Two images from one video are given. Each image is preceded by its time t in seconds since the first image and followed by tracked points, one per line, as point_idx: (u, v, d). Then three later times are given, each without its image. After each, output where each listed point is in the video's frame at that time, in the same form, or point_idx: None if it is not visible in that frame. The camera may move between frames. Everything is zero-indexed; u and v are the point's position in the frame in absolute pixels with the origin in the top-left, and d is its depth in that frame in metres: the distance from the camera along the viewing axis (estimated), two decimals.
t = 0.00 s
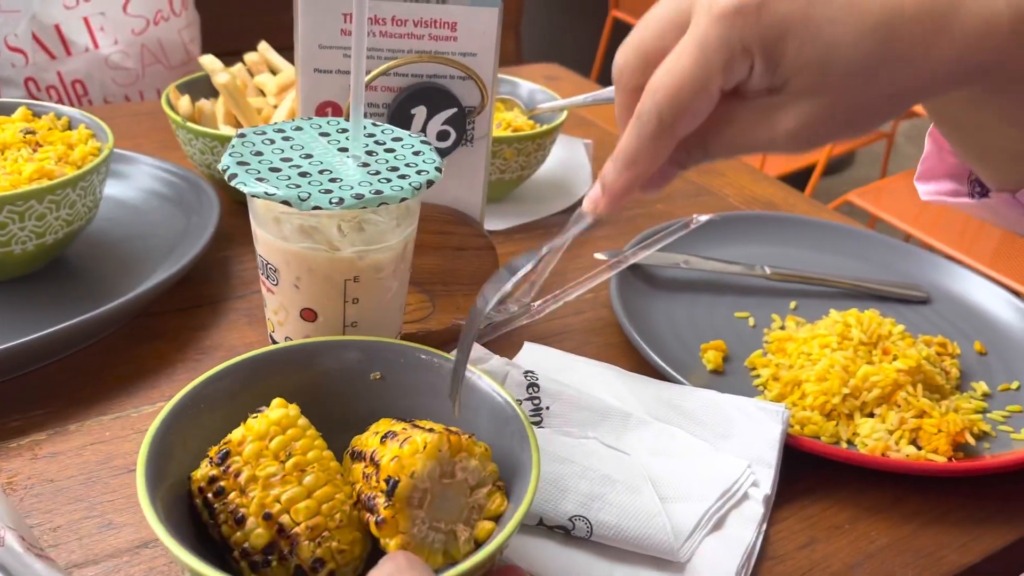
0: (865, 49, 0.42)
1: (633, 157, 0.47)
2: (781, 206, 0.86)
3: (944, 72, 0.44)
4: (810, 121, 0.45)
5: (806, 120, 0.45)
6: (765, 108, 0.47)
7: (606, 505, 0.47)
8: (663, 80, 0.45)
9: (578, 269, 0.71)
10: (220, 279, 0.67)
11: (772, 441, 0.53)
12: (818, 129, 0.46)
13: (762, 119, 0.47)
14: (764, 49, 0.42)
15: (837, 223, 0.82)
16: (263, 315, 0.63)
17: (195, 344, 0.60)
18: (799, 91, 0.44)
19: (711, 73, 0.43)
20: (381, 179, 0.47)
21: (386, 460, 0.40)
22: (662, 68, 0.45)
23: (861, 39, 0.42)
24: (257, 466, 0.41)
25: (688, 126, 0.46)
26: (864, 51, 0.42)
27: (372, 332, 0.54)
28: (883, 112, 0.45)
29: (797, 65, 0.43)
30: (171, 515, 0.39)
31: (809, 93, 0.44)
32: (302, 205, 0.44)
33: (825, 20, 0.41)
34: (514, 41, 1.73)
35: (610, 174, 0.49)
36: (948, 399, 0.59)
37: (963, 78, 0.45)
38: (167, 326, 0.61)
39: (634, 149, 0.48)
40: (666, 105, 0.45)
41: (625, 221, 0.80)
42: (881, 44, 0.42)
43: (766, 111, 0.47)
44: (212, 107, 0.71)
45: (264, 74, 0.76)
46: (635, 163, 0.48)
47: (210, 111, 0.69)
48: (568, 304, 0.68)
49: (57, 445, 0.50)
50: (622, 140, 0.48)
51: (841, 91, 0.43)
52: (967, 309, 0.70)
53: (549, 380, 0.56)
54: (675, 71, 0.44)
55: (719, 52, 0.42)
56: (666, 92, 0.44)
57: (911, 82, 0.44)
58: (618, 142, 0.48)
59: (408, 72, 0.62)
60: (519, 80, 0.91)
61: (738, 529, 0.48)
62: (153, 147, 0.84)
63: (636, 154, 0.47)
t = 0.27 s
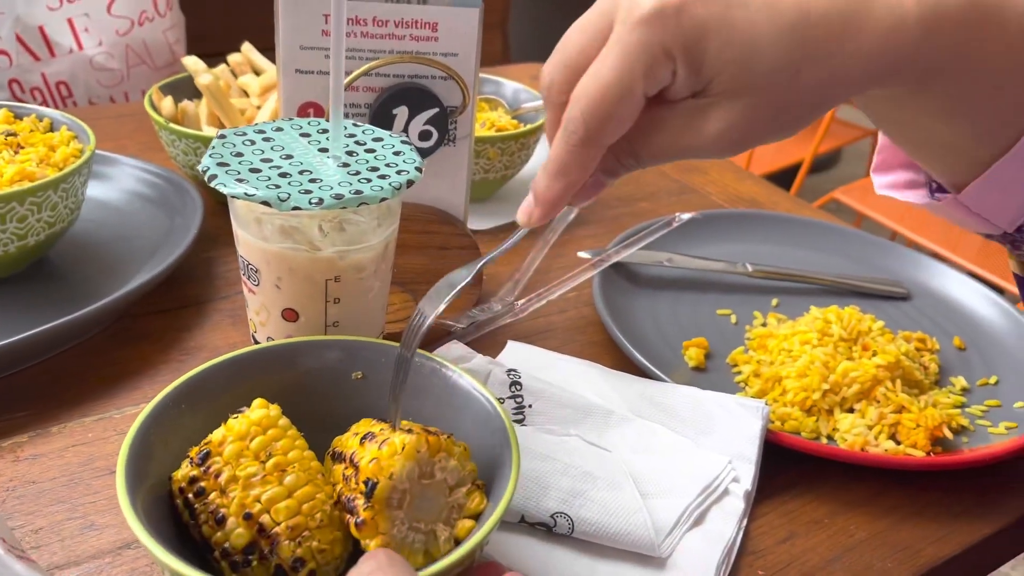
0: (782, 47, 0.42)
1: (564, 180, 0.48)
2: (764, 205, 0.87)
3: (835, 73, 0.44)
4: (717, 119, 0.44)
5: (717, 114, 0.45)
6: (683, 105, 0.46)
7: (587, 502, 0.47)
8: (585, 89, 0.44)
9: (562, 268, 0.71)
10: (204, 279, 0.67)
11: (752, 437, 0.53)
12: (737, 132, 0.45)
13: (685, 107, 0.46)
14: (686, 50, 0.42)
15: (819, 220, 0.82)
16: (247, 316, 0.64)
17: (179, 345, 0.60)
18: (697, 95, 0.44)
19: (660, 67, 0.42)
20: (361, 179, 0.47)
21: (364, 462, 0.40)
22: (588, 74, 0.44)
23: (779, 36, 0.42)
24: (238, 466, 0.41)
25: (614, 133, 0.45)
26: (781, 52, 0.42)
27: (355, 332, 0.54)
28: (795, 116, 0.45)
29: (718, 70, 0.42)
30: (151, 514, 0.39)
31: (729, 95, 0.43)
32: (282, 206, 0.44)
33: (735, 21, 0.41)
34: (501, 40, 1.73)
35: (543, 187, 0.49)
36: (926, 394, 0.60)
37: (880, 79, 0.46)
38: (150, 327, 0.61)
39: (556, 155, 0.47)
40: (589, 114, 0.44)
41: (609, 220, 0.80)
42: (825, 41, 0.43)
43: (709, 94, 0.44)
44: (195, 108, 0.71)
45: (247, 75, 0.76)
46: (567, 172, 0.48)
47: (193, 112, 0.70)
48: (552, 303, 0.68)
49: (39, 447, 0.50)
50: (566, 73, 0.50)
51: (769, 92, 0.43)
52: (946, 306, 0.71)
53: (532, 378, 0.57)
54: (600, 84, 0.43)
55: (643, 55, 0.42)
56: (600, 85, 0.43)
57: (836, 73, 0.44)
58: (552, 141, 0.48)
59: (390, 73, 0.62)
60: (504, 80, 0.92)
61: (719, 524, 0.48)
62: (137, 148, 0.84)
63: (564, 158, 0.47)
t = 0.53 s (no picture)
0: (700, 75, 0.40)
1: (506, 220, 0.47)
2: (751, 202, 0.87)
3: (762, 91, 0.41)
4: (642, 148, 0.43)
5: (642, 140, 0.43)
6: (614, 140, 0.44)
7: (572, 499, 0.47)
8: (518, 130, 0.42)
9: (548, 267, 0.72)
10: (191, 280, 0.67)
11: (736, 433, 0.54)
12: (670, 160, 0.43)
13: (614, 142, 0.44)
14: (606, 85, 0.41)
15: (804, 218, 0.83)
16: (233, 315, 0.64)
17: (165, 345, 0.60)
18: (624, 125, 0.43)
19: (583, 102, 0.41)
20: (345, 178, 0.47)
21: (337, 489, 0.40)
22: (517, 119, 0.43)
23: (695, 64, 0.40)
24: (221, 462, 0.41)
25: (551, 172, 0.44)
26: (707, 75, 0.40)
27: (340, 330, 0.54)
28: (727, 136, 0.42)
29: (639, 101, 0.41)
30: (130, 507, 0.39)
31: (653, 125, 0.41)
32: (265, 205, 0.44)
33: (652, 42, 0.40)
34: (490, 40, 1.74)
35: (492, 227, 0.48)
36: (910, 390, 0.60)
37: (809, 85, 0.43)
38: (137, 328, 0.61)
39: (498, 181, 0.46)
40: (524, 155, 0.43)
41: (596, 218, 0.81)
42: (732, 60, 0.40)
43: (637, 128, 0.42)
44: (181, 108, 0.71)
45: (234, 75, 0.77)
46: (510, 215, 0.47)
47: (179, 112, 0.70)
48: (538, 301, 0.68)
49: (24, 447, 0.49)
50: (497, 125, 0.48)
51: (692, 120, 0.41)
52: (931, 302, 0.72)
53: (518, 375, 0.57)
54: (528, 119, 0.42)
55: (562, 96, 0.41)
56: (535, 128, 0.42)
57: (761, 90, 0.41)
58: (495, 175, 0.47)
59: (374, 72, 0.62)
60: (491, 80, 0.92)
61: (703, 520, 0.48)
62: (124, 149, 0.84)
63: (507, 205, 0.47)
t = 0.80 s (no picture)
0: (654, 54, 0.41)
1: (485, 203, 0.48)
2: (745, 201, 0.87)
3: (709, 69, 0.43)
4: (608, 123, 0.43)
5: (603, 118, 0.44)
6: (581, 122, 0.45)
7: (566, 497, 0.48)
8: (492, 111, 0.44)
9: (543, 267, 0.72)
10: (185, 281, 0.67)
11: (730, 432, 0.54)
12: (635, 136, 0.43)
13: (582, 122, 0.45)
14: (567, 59, 0.42)
15: (797, 217, 0.83)
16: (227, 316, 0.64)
17: (158, 345, 0.60)
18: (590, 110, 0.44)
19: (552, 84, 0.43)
20: (338, 178, 0.47)
21: (329, 488, 0.40)
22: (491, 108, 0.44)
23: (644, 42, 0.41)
24: (217, 458, 0.41)
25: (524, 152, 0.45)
26: (659, 46, 0.41)
27: (334, 330, 0.54)
28: (682, 111, 0.43)
29: (599, 71, 0.42)
30: (124, 506, 0.39)
31: (616, 97, 0.43)
32: (258, 206, 0.44)
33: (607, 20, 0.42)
34: (484, 39, 1.74)
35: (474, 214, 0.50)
36: (903, 388, 0.61)
37: (762, 67, 0.44)
38: (130, 329, 0.61)
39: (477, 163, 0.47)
40: (497, 136, 0.44)
41: (590, 218, 0.81)
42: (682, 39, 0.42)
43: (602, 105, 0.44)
44: (174, 108, 0.71)
45: (227, 75, 0.77)
46: (486, 198, 0.48)
47: (172, 112, 0.70)
48: (533, 301, 0.68)
49: (17, 449, 0.49)
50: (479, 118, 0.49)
51: (649, 90, 0.42)
52: (923, 300, 0.72)
53: (512, 375, 0.57)
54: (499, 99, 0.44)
55: (527, 71, 0.43)
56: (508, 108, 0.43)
57: (713, 66, 0.43)
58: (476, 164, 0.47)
59: (368, 72, 0.63)
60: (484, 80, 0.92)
61: (697, 518, 0.48)
62: (117, 149, 0.84)
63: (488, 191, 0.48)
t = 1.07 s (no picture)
0: (660, 40, 0.47)
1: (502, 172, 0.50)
2: (741, 199, 0.87)
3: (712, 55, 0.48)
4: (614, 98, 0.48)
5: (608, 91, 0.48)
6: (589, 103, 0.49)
7: (563, 496, 0.47)
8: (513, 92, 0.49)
9: (539, 265, 0.72)
10: (180, 280, 0.67)
11: (726, 430, 0.54)
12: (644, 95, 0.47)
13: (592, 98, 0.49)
14: (581, 42, 0.48)
15: (792, 215, 0.83)
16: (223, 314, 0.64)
17: (154, 344, 0.60)
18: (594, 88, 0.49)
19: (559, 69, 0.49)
20: (333, 176, 0.47)
21: (326, 480, 0.40)
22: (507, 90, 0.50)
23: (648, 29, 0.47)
24: (212, 458, 0.41)
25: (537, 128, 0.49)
26: (661, 32, 0.47)
27: (330, 329, 0.54)
28: (678, 97, 0.48)
29: (610, 52, 0.47)
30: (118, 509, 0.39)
31: (625, 75, 0.47)
32: (253, 204, 0.44)
33: (612, 22, 0.48)
34: (481, 39, 1.74)
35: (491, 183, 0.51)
36: (899, 385, 0.61)
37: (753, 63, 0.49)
38: (126, 328, 0.61)
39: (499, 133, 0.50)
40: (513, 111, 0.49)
41: (587, 216, 0.81)
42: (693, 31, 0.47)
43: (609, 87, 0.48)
44: (170, 107, 0.71)
45: (222, 74, 0.76)
46: (502, 173, 0.50)
47: (168, 110, 0.69)
48: (529, 299, 0.69)
49: (11, 448, 0.49)
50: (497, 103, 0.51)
51: (654, 70, 0.47)
52: (919, 297, 0.72)
53: (508, 374, 0.57)
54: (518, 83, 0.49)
55: (543, 56, 0.49)
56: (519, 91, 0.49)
57: (713, 55, 0.48)
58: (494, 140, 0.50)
59: (363, 71, 0.63)
60: (480, 78, 0.92)
61: (695, 516, 0.48)
62: (112, 148, 0.84)
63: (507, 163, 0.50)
